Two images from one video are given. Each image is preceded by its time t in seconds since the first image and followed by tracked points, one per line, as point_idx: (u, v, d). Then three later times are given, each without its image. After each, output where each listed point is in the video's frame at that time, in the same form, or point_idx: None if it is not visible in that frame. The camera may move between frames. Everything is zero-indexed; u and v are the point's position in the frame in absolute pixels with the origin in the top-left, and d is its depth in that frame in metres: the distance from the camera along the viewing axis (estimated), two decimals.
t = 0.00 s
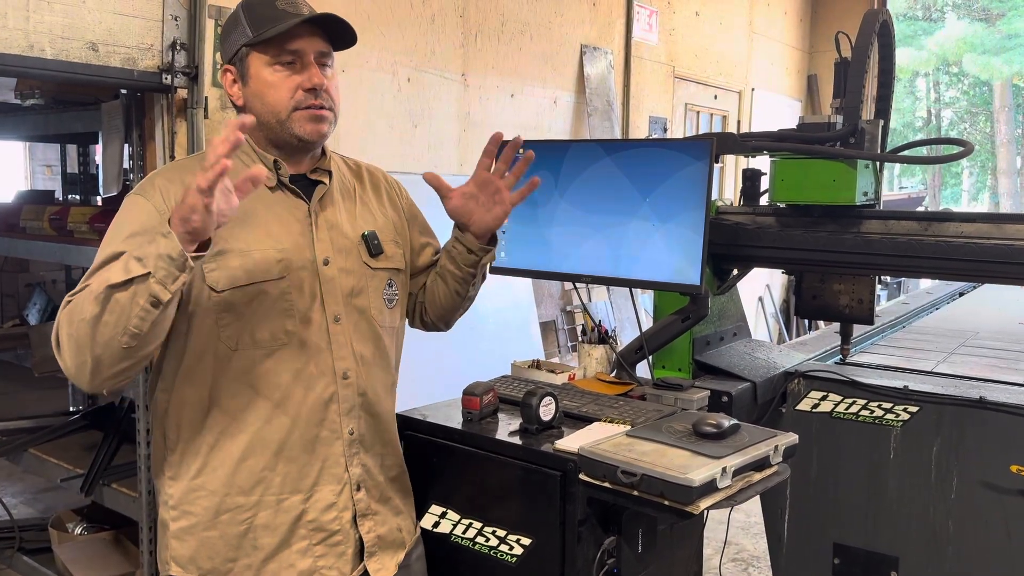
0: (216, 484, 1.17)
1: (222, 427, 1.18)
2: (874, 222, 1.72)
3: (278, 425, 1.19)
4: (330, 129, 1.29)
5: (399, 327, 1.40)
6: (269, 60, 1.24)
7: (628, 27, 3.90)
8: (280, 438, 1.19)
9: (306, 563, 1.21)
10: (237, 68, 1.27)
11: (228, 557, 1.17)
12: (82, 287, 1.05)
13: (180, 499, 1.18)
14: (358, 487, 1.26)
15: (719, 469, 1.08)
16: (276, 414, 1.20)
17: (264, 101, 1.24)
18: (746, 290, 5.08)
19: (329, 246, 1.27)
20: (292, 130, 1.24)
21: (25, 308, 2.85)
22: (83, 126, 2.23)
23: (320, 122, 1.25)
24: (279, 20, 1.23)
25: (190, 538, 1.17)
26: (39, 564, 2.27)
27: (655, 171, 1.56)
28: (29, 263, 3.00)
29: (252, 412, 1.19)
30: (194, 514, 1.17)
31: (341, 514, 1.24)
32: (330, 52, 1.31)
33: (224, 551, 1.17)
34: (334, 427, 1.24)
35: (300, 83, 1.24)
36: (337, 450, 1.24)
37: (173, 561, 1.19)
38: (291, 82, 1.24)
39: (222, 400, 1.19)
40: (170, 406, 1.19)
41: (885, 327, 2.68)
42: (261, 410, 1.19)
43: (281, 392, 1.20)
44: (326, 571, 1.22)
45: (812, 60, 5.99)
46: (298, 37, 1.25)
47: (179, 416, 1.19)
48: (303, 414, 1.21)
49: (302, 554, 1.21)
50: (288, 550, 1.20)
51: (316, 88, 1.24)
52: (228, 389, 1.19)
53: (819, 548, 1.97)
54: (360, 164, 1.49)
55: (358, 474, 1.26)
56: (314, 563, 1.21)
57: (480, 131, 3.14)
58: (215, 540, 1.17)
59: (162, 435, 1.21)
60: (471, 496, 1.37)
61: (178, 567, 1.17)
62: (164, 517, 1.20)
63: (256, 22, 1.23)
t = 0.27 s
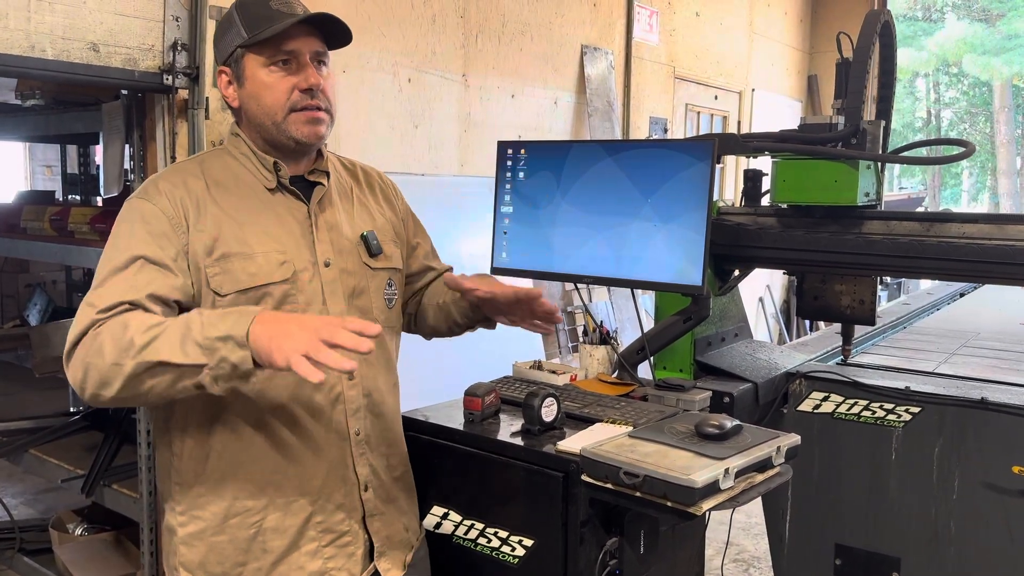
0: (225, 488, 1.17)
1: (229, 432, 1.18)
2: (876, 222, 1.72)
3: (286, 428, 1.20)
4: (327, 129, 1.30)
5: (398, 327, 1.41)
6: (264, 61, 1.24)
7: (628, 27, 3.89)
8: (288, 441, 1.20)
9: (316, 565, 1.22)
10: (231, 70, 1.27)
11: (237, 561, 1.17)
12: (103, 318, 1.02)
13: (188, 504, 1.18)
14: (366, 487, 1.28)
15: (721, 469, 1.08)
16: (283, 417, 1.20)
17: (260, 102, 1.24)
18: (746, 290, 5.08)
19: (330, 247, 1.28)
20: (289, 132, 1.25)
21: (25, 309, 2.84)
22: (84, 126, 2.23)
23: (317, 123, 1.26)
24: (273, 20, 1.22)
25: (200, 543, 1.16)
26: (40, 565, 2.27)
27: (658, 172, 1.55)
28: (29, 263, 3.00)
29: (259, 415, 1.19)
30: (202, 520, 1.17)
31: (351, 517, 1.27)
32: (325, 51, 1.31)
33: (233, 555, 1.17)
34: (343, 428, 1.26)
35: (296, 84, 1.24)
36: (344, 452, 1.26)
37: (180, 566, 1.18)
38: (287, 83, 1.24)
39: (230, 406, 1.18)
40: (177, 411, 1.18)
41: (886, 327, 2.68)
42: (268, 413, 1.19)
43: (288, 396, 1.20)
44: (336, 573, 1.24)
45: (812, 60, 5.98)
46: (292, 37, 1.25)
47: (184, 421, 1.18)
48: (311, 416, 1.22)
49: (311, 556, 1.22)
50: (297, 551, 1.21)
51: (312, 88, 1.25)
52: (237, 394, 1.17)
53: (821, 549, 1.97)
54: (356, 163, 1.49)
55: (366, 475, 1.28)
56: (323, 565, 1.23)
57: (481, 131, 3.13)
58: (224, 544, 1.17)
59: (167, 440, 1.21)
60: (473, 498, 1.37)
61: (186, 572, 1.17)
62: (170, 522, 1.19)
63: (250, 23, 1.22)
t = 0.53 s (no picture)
0: (229, 490, 1.17)
1: (232, 434, 1.18)
2: (878, 223, 1.72)
3: (290, 428, 1.20)
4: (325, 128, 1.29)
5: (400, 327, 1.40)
6: (262, 61, 1.24)
7: (629, 27, 3.89)
8: (293, 442, 1.20)
9: (321, 565, 1.22)
10: (230, 69, 1.26)
11: (241, 562, 1.17)
12: (92, 322, 1.04)
13: (192, 506, 1.18)
14: (370, 487, 1.28)
15: (724, 470, 1.08)
16: (286, 418, 1.20)
17: (258, 101, 1.24)
18: (746, 290, 5.07)
19: (332, 248, 1.28)
20: (286, 130, 1.25)
21: (25, 310, 2.84)
22: (84, 127, 2.22)
23: (315, 121, 1.26)
24: (270, 19, 1.22)
25: (204, 544, 1.17)
26: (40, 565, 2.27)
27: (659, 172, 1.55)
28: (29, 264, 2.99)
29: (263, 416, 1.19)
30: (207, 521, 1.17)
31: (354, 517, 1.26)
32: (323, 50, 1.30)
33: (238, 556, 1.17)
34: (346, 429, 1.25)
35: (293, 83, 1.24)
36: (348, 452, 1.25)
37: (185, 566, 1.18)
38: (284, 82, 1.24)
39: (233, 407, 1.17)
40: (180, 413, 1.18)
41: (887, 328, 2.68)
42: (272, 414, 1.19)
43: (291, 396, 1.20)
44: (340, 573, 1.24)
45: (812, 60, 5.98)
46: (290, 37, 1.24)
47: (187, 422, 1.18)
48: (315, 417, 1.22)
49: (316, 556, 1.22)
50: (301, 552, 1.21)
51: (309, 87, 1.24)
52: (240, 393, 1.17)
53: (822, 550, 1.97)
54: (358, 162, 1.48)
55: (369, 476, 1.28)
56: (328, 565, 1.23)
57: (481, 131, 3.13)
58: (229, 546, 1.17)
59: (169, 442, 1.20)
60: (475, 498, 1.36)
61: (190, 572, 1.17)
62: (174, 524, 1.19)
63: (247, 22, 1.22)
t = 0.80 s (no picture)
0: (227, 490, 1.17)
1: (231, 433, 1.18)
2: (879, 223, 1.71)
3: (288, 429, 1.20)
4: (321, 129, 1.29)
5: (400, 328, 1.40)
6: (256, 62, 1.24)
7: (629, 28, 3.89)
8: (291, 442, 1.20)
9: (319, 565, 1.22)
10: (227, 69, 1.26)
11: (240, 562, 1.17)
12: (91, 325, 1.04)
13: (191, 505, 1.17)
14: (369, 488, 1.28)
15: (726, 470, 1.08)
16: (285, 418, 1.20)
17: (253, 103, 1.24)
18: (747, 291, 5.07)
19: (331, 248, 1.27)
20: (280, 133, 1.25)
21: (25, 310, 2.83)
22: (84, 127, 2.22)
23: (309, 123, 1.25)
24: (263, 20, 1.21)
25: (202, 543, 1.16)
26: (40, 566, 2.26)
27: (660, 172, 1.55)
28: (29, 264, 2.99)
29: (261, 416, 1.19)
30: (205, 521, 1.16)
31: (353, 517, 1.26)
32: (319, 50, 1.30)
33: (236, 556, 1.17)
34: (344, 429, 1.25)
35: (287, 84, 1.24)
36: (347, 452, 1.25)
37: (184, 566, 1.18)
38: (277, 84, 1.24)
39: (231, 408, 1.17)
40: (178, 413, 1.18)
41: (888, 328, 2.68)
42: (271, 414, 1.19)
43: (290, 396, 1.20)
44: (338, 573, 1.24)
45: (813, 61, 5.98)
46: (285, 37, 1.24)
47: (186, 423, 1.18)
48: (314, 417, 1.22)
49: (314, 557, 1.22)
50: (299, 553, 1.21)
51: (301, 88, 1.24)
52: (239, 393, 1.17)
53: (823, 550, 1.96)
54: (360, 162, 1.48)
55: (368, 476, 1.27)
56: (327, 565, 1.23)
57: (482, 132, 3.13)
58: (227, 546, 1.17)
59: (168, 442, 1.20)
60: (475, 498, 1.36)
61: (189, 572, 1.17)
62: (173, 523, 1.19)
63: (241, 23, 1.22)
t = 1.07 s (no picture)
0: (225, 491, 1.17)
1: (228, 435, 1.18)
2: (879, 225, 1.71)
3: (285, 430, 1.20)
4: (309, 128, 1.28)
5: (399, 330, 1.40)
6: (236, 66, 1.26)
7: (629, 29, 3.90)
8: (288, 444, 1.20)
9: (316, 568, 1.22)
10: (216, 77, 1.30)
11: (238, 564, 1.17)
12: (86, 325, 1.05)
13: (189, 506, 1.17)
14: (366, 490, 1.28)
15: (726, 472, 1.08)
16: (283, 420, 1.20)
17: (236, 106, 1.26)
18: (747, 291, 5.07)
19: (329, 250, 1.27)
20: (261, 133, 1.25)
21: (25, 311, 2.84)
22: (85, 128, 2.23)
23: (289, 122, 1.25)
24: (236, 23, 1.23)
25: (200, 545, 1.16)
26: (40, 567, 2.26)
27: (659, 173, 1.55)
28: (30, 265, 2.99)
29: (259, 418, 1.19)
30: (202, 523, 1.16)
31: (351, 519, 1.26)
32: (303, 49, 1.28)
33: (234, 558, 1.17)
34: (341, 431, 1.24)
35: (264, 85, 1.24)
36: (344, 454, 1.25)
37: (182, 567, 1.17)
38: (256, 86, 1.24)
39: (230, 409, 1.18)
40: (177, 415, 1.18)
41: (888, 330, 2.68)
42: (269, 416, 1.19)
43: (288, 398, 1.20)
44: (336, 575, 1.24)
45: (813, 62, 5.98)
46: (261, 38, 1.25)
47: (184, 424, 1.18)
48: (311, 419, 1.22)
49: (312, 559, 1.22)
50: (297, 555, 1.21)
51: (277, 87, 1.23)
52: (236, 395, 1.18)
53: (823, 552, 1.96)
54: (361, 164, 1.48)
55: (366, 479, 1.27)
56: (324, 568, 1.23)
57: (482, 133, 3.13)
58: (224, 547, 1.16)
59: (166, 444, 1.20)
60: (475, 500, 1.36)
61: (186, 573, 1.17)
62: (171, 525, 1.19)
63: (221, 28, 1.24)
